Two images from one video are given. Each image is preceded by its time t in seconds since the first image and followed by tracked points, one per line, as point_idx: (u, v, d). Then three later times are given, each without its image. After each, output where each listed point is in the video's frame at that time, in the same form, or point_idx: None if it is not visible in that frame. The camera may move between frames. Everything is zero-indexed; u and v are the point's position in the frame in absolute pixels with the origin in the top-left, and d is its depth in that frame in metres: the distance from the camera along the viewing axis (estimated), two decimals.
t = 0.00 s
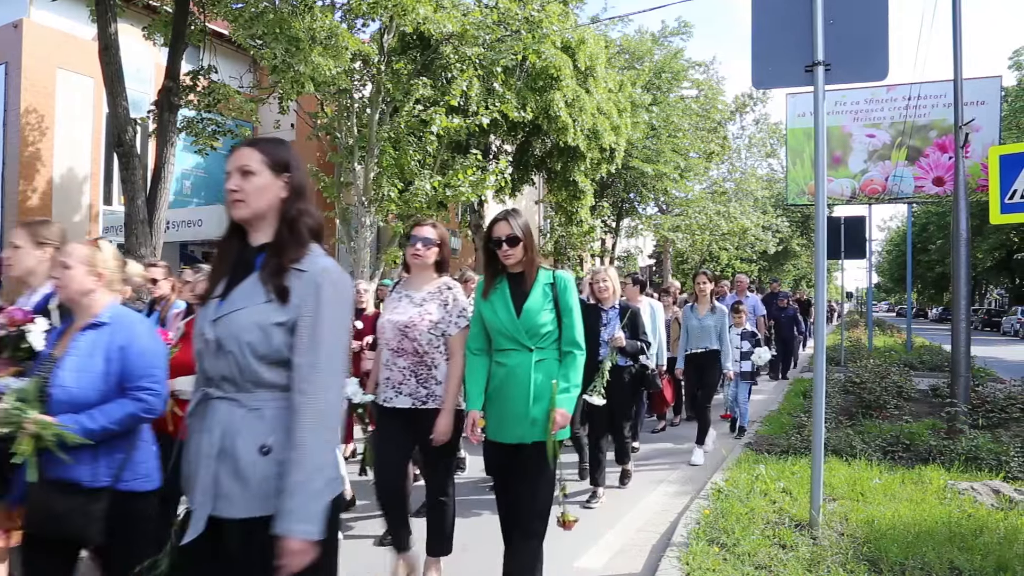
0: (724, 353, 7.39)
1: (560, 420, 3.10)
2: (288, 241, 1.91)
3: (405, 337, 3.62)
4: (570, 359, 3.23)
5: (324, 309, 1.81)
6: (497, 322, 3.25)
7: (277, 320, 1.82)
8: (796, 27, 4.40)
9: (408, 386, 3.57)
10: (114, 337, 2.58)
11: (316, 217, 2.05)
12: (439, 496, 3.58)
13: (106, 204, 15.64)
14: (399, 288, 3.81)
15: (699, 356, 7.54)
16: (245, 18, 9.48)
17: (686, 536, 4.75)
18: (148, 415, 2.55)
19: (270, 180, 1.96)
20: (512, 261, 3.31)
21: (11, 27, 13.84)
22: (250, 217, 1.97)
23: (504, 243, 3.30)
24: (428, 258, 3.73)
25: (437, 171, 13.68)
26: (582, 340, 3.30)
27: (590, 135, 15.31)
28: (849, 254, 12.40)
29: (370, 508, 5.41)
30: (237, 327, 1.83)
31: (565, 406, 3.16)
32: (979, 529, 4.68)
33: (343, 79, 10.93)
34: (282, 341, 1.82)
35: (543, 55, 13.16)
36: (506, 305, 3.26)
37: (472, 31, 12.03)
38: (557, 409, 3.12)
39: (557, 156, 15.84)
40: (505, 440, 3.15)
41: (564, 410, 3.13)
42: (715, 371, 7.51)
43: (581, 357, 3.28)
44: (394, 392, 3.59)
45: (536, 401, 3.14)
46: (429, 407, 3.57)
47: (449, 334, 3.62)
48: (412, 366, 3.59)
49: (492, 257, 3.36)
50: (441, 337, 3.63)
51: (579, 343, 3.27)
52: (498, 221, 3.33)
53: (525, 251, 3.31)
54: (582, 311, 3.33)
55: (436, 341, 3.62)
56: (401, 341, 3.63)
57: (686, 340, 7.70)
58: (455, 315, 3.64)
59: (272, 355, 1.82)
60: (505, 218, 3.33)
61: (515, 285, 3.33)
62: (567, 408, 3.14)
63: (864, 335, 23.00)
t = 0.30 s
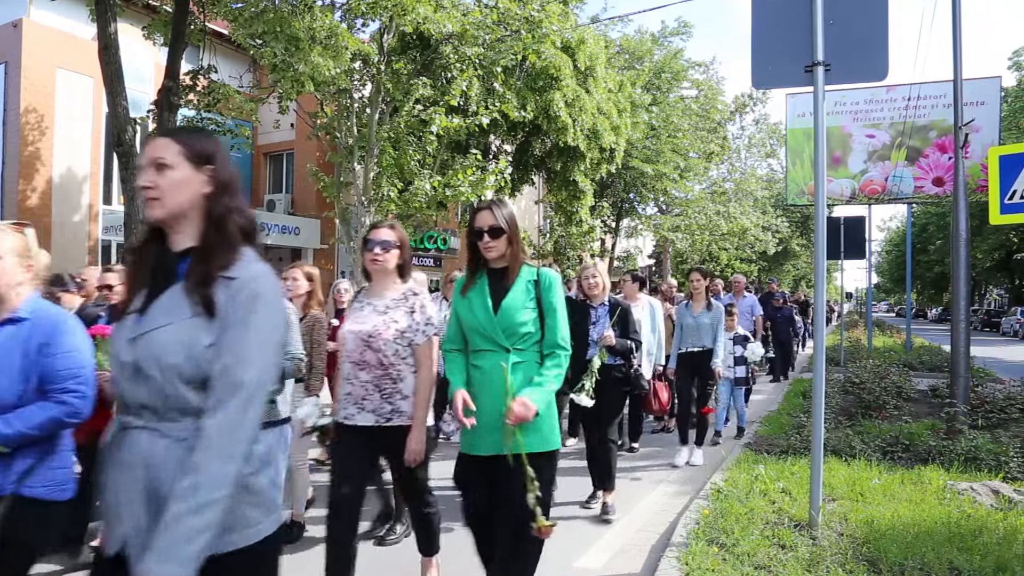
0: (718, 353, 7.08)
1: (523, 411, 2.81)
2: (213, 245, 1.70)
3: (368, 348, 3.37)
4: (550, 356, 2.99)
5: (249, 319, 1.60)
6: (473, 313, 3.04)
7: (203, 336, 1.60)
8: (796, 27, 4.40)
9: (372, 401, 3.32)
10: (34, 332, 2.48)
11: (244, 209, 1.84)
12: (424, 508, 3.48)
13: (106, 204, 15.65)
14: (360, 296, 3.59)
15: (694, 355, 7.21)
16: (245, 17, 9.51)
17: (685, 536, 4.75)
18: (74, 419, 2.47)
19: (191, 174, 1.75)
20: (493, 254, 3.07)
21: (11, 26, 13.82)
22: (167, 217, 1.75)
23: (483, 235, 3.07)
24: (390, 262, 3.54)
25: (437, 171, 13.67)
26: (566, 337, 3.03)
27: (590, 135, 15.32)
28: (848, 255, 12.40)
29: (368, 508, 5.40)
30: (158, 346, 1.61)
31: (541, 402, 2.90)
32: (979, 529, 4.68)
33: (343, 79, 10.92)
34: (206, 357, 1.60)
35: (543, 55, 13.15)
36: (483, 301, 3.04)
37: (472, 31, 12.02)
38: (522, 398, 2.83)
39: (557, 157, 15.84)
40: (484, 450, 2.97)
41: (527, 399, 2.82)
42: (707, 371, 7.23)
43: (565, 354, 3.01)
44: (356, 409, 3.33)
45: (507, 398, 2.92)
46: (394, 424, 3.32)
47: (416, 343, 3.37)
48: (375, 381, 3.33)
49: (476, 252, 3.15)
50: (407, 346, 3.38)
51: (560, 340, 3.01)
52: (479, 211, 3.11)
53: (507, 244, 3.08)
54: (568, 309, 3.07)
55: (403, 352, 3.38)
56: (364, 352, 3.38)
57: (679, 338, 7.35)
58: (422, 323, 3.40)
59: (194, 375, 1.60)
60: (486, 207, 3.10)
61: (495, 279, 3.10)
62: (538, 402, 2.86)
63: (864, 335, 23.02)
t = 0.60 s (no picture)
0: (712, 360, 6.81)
1: (477, 400, 2.55)
2: (92, 222, 1.44)
3: (324, 342, 3.05)
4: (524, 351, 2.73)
5: (140, 308, 1.42)
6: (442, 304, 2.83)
7: (80, 326, 1.38)
8: (796, 27, 4.40)
9: (326, 401, 3.00)
10: None
11: (132, 182, 1.57)
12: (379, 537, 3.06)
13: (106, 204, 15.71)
14: (316, 285, 3.24)
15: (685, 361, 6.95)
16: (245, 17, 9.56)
17: (684, 536, 4.75)
18: None
19: (69, 137, 1.48)
20: (464, 246, 2.85)
21: (11, 26, 13.81)
22: (42, 188, 1.49)
23: (452, 226, 2.86)
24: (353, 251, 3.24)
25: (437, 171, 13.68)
26: (544, 334, 2.78)
27: (589, 135, 15.32)
28: (847, 254, 12.40)
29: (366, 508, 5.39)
30: (24, 342, 1.37)
31: (504, 398, 2.64)
32: (979, 529, 4.67)
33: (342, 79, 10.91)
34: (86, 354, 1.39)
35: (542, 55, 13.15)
36: (457, 301, 2.81)
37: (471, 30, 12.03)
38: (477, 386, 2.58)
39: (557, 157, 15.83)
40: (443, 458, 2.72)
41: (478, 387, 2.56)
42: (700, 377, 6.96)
43: (543, 351, 2.75)
44: (308, 408, 3.03)
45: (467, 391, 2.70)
46: (349, 426, 2.99)
47: (378, 338, 3.06)
48: (332, 378, 3.03)
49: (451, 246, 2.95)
50: (368, 340, 3.05)
51: (538, 336, 2.75)
52: (449, 202, 2.92)
53: (480, 235, 2.86)
54: (549, 304, 2.82)
55: (361, 346, 3.05)
56: (321, 347, 3.06)
57: (670, 343, 7.07)
58: (384, 316, 3.09)
59: (73, 376, 1.38)
60: (457, 196, 2.90)
61: (469, 274, 2.87)
62: (495, 391, 2.59)
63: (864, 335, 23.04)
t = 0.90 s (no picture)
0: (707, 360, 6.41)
1: (428, 424, 2.39)
2: None
3: (269, 357, 2.73)
4: (484, 366, 2.53)
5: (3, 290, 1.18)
6: (394, 311, 2.61)
7: None
8: (796, 27, 4.40)
9: (270, 422, 2.74)
10: None
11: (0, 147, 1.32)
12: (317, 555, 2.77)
13: (105, 204, 15.70)
14: (273, 293, 2.94)
15: (675, 360, 6.54)
16: (245, 17, 9.58)
17: (683, 536, 4.75)
18: None
19: None
20: (420, 245, 2.64)
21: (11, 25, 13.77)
22: None
23: (407, 224, 2.65)
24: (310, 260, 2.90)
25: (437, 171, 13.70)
26: (507, 346, 2.58)
27: (589, 134, 15.31)
28: (847, 254, 12.40)
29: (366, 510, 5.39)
30: None
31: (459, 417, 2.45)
32: (977, 529, 4.67)
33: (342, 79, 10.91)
34: None
35: (542, 55, 13.15)
36: (412, 306, 2.57)
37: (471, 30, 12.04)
38: (428, 409, 2.41)
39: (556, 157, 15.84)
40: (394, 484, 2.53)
41: (428, 410, 2.40)
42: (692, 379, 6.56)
43: (505, 365, 2.55)
44: (252, 428, 2.78)
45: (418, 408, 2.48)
46: (294, 451, 2.71)
47: (335, 356, 2.73)
48: (276, 399, 2.74)
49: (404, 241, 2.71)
50: (320, 358, 2.72)
51: (500, 349, 2.56)
52: (405, 197, 2.70)
53: (437, 234, 2.65)
54: (512, 312, 2.62)
55: (310, 367, 2.72)
56: (265, 362, 2.74)
57: (660, 341, 6.65)
58: (343, 334, 2.75)
59: None
60: (414, 191, 2.68)
61: (425, 277, 2.66)
62: (448, 412, 2.41)
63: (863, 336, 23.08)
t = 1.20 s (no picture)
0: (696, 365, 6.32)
1: (391, 420, 2.10)
2: None
3: (213, 351, 2.54)
4: (448, 359, 2.26)
5: None
6: (345, 298, 2.30)
7: None
8: (796, 27, 4.40)
9: (219, 423, 2.53)
10: None
11: None
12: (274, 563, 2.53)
13: (105, 203, 15.69)
14: (225, 281, 2.73)
15: (665, 365, 6.43)
16: (244, 17, 9.59)
17: (683, 536, 4.75)
18: None
19: None
20: (375, 225, 2.33)
21: (10, 25, 13.76)
22: None
23: (360, 200, 2.34)
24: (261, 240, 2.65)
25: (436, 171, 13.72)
26: (474, 338, 2.31)
27: (588, 134, 15.30)
28: (846, 254, 12.40)
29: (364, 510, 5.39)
30: None
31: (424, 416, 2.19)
32: (977, 529, 4.67)
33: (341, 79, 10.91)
34: None
35: (541, 56, 13.14)
36: (366, 292, 2.28)
37: (471, 31, 12.01)
38: (391, 403, 2.13)
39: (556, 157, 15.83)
40: (350, 494, 2.24)
41: (391, 406, 2.11)
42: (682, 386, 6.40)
43: (473, 359, 2.29)
44: (199, 432, 2.56)
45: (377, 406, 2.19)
46: (248, 453, 2.50)
47: (284, 347, 2.51)
48: (225, 397, 2.53)
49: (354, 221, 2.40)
50: (269, 350, 2.51)
51: (467, 341, 2.29)
52: (358, 169, 2.39)
53: (394, 213, 2.35)
54: (478, 302, 2.36)
55: (261, 361, 2.51)
56: (210, 356, 2.55)
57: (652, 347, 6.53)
58: (294, 321, 2.52)
59: None
60: (367, 163, 2.37)
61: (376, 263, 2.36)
62: (414, 409, 2.14)
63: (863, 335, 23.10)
